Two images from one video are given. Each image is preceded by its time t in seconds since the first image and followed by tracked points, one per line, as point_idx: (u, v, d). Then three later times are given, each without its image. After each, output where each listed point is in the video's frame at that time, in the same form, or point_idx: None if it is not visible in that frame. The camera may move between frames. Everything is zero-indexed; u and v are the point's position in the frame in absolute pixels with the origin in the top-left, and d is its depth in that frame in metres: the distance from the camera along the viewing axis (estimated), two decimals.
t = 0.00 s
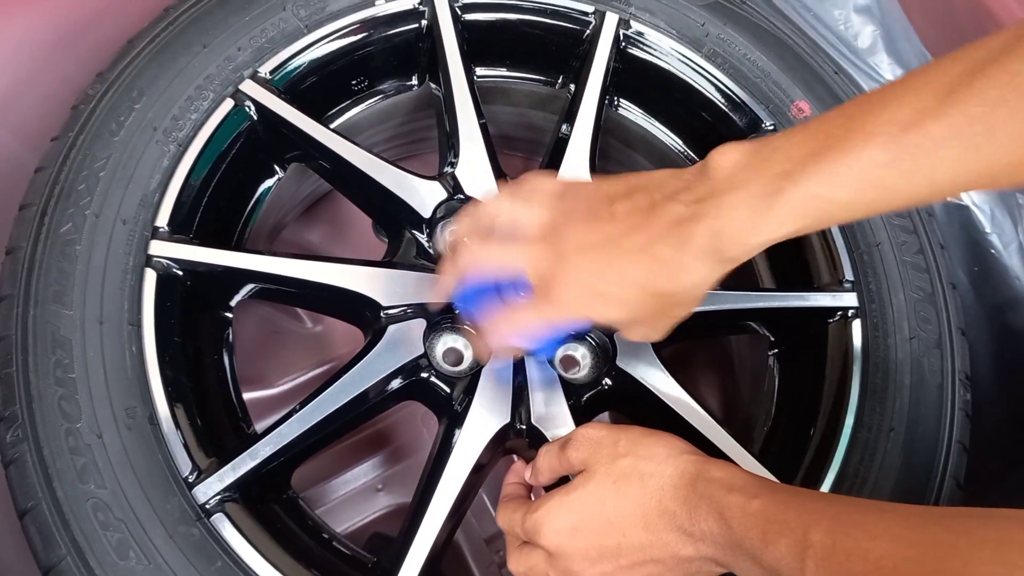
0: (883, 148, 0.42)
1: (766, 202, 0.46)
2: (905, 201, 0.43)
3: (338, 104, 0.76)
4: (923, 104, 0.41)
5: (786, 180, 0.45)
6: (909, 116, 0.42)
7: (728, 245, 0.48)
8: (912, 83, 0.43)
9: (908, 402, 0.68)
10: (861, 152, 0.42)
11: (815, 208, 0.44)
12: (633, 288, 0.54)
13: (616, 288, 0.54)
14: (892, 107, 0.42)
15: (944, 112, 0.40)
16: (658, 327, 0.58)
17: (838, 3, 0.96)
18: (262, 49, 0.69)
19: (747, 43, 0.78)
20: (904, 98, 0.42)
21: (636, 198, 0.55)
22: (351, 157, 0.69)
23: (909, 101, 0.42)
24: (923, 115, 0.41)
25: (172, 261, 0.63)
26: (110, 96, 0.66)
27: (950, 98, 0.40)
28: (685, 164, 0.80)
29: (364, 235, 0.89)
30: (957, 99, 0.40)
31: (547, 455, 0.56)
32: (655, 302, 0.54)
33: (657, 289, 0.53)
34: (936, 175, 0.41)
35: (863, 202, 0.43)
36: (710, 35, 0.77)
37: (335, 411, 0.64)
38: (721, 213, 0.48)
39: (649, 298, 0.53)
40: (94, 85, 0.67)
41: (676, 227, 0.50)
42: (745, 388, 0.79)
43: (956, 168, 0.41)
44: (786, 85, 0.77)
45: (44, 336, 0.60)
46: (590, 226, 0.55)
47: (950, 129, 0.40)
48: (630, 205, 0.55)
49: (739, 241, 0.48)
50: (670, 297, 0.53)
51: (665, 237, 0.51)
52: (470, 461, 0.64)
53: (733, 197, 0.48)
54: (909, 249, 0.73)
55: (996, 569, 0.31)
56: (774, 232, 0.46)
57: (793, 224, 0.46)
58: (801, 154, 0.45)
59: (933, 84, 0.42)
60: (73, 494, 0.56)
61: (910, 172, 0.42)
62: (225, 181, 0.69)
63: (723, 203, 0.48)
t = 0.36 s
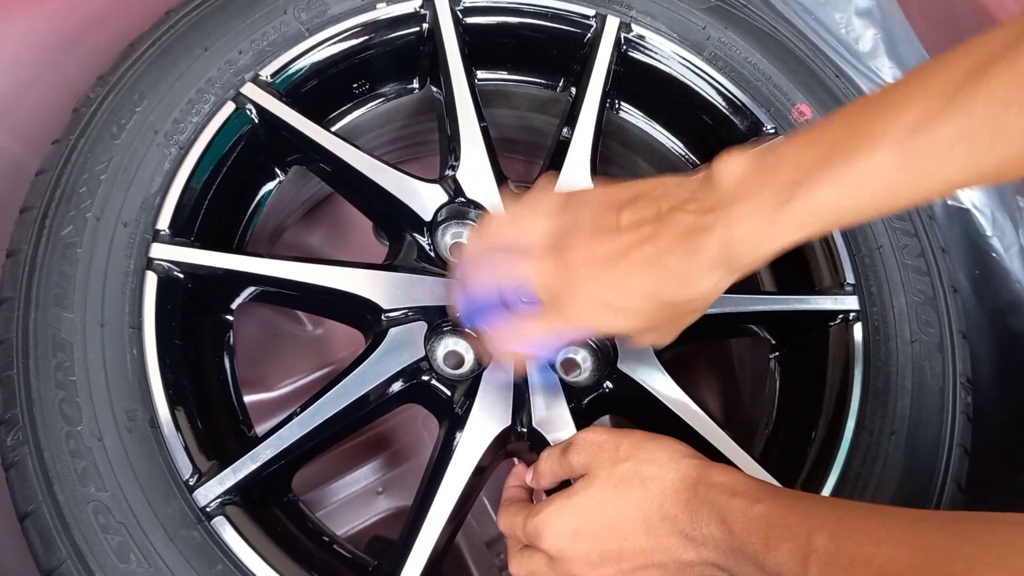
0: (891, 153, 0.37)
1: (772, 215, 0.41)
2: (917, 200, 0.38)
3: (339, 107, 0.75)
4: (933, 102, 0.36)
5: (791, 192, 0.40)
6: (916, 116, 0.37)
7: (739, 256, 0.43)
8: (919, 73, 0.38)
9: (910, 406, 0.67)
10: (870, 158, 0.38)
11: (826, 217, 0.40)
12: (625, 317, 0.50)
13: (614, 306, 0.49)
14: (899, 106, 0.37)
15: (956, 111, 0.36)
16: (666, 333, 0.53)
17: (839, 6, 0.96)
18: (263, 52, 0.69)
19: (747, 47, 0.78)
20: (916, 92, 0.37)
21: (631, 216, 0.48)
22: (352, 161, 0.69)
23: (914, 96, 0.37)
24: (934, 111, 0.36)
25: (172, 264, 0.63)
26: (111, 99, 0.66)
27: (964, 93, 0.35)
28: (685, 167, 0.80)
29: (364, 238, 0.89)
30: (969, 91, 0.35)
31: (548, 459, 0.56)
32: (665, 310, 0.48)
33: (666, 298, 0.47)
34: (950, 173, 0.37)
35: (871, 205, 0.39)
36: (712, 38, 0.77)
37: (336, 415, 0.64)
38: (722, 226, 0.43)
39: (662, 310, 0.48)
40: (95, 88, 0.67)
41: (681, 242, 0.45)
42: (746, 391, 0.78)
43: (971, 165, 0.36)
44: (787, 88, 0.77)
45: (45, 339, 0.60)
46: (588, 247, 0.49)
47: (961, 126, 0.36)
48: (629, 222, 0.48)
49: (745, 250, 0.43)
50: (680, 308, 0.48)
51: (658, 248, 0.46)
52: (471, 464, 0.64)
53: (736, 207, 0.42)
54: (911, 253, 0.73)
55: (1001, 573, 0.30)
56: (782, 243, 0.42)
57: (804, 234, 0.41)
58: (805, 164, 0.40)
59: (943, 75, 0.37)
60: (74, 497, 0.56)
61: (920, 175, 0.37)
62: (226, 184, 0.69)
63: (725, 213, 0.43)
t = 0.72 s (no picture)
0: (871, 169, 0.43)
1: (756, 227, 0.47)
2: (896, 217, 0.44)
3: (337, 114, 0.76)
4: (908, 124, 0.42)
5: (773, 204, 0.47)
6: (895, 135, 0.43)
7: (714, 264, 0.50)
8: (908, 96, 0.44)
9: (908, 412, 0.68)
10: (850, 176, 0.44)
11: (808, 230, 0.46)
12: (606, 312, 0.55)
13: (599, 316, 0.55)
14: (876, 130, 0.44)
15: (936, 131, 0.41)
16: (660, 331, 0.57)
17: (836, 12, 0.96)
18: (262, 60, 0.70)
19: (745, 53, 0.78)
20: (896, 114, 0.43)
21: (622, 220, 0.55)
22: (351, 168, 0.69)
23: (899, 117, 0.43)
24: (909, 134, 0.42)
25: (171, 271, 0.63)
26: (110, 107, 0.66)
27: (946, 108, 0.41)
28: (684, 173, 0.80)
29: (363, 244, 0.90)
30: (945, 116, 0.41)
31: (546, 466, 0.56)
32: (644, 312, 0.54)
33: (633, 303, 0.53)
34: (925, 191, 0.43)
35: (850, 219, 0.45)
36: (709, 45, 0.77)
37: (335, 422, 0.64)
38: (713, 238, 0.49)
39: (643, 323, 0.55)
40: (94, 95, 0.67)
41: (664, 244, 0.52)
42: (744, 397, 0.78)
43: (938, 188, 0.42)
44: (785, 94, 0.78)
45: (44, 346, 0.60)
46: (582, 252, 0.54)
47: (936, 151, 0.41)
48: (617, 226, 0.55)
49: (729, 260, 0.49)
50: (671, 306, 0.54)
51: (659, 252, 0.52)
52: (470, 471, 0.64)
53: (727, 220, 0.49)
54: (909, 259, 0.74)
55: None
56: (765, 255, 0.48)
57: (779, 246, 0.47)
58: (791, 176, 0.47)
59: (927, 98, 0.42)
60: (72, 504, 0.56)
61: (897, 188, 0.43)
62: (224, 191, 0.69)
63: (715, 230, 0.49)
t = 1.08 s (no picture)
0: (869, 157, 0.42)
1: (757, 217, 0.46)
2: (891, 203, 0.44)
3: (340, 112, 0.76)
4: (911, 106, 0.42)
5: (773, 191, 0.45)
6: (897, 120, 0.42)
7: (716, 257, 0.48)
8: (893, 81, 0.43)
9: (913, 410, 0.67)
10: (849, 164, 0.43)
11: (802, 221, 0.45)
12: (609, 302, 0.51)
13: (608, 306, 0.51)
14: (871, 114, 0.43)
15: (934, 118, 0.41)
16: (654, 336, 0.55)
17: (839, 11, 0.96)
18: (265, 58, 0.70)
19: (748, 52, 0.78)
20: (893, 98, 0.42)
21: (620, 206, 0.51)
22: (354, 166, 0.70)
23: (895, 98, 0.42)
24: (912, 120, 0.41)
25: (175, 270, 0.63)
26: (113, 105, 0.66)
27: (948, 88, 0.41)
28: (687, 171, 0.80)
29: (366, 244, 0.90)
30: (945, 98, 0.41)
31: (549, 463, 0.56)
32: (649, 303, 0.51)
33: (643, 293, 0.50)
34: (921, 176, 0.43)
35: (850, 208, 0.44)
36: (713, 44, 0.77)
37: (339, 420, 0.64)
38: (710, 224, 0.47)
39: (637, 310, 0.51)
40: (97, 93, 0.67)
41: (664, 234, 0.48)
42: (748, 395, 0.78)
43: (936, 170, 0.42)
44: (788, 93, 0.78)
45: (47, 345, 0.60)
46: (579, 242, 0.51)
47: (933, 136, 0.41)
48: (613, 212, 0.51)
49: (727, 254, 0.47)
50: (656, 306, 0.51)
51: (654, 247, 0.49)
52: (474, 469, 0.64)
53: (723, 210, 0.47)
54: (913, 257, 0.73)
55: None
56: (752, 247, 0.47)
57: (779, 237, 0.46)
58: (789, 165, 0.45)
59: (925, 78, 0.42)
60: (76, 503, 0.56)
61: (896, 176, 0.43)
62: (228, 189, 0.69)
63: (714, 217, 0.47)
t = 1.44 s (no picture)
0: (868, 134, 0.43)
1: (752, 186, 0.47)
2: (893, 188, 0.44)
3: (345, 118, 0.76)
4: (908, 89, 0.42)
5: (768, 164, 0.47)
6: (893, 102, 0.43)
7: (708, 226, 0.49)
8: (894, 70, 0.44)
9: (917, 415, 0.68)
10: (849, 139, 0.44)
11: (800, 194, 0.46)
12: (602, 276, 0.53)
13: (594, 277, 0.53)
14: (867, 97, 0.44)
15: (933, 98, 0.42)
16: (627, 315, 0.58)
17: (842, 16, 0.96)
18: (270, 63, 0.70)
19: (752, 57, 0.78)
20: (889, 84, 0.43)
21: (624, 178, 0.56)
22: (359, 171, 0.70)
23: (891, 84, 0.43)
24: (911, 101, 0.42)
25: (180, 275, 0.63)
26: (119, 111, 0.66)
27: (951, 69, 0.41)
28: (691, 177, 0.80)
29: (370, 248, 0.90)
30: (943, 80, 0.41)
31: (555, 467, 0.56)
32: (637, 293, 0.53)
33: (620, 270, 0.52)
34: (919, 157, 0.43)
35: (849, 189, 0.45)
36: (717, 49, 0.77)
37: (345, 424, 0.64)
38: (706, 198, 0.49)
39: (631, 280, 0.52)
40: (103, 99, 0.68)
41: (659, 206, 0.51)
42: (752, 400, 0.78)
43: (937, 152, 0.42)
44: (792, 98, 0.78)
45: (53, 350, 0.60)
46: (574, 201, 0.55)
47: (931, 116, 0.42)
48: (619, 182, 0.56)
49: (721, 224, 0.49)
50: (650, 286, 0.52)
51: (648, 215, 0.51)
52: (479, 475, 0.64)
53: (722, 182, 0.49)
54: (917, 261, 0.74)
55: None
56: (749, 227, 0.48)
57: (778, 212, 0.47)
58: (787, 142, 0.47)
59: (925, 66, 0.43)
60: (82, 508, 0.56)
61: (894, 158, 0.43)
62: (233, 194, 0.69)
63: (711, 189, 0.49)
